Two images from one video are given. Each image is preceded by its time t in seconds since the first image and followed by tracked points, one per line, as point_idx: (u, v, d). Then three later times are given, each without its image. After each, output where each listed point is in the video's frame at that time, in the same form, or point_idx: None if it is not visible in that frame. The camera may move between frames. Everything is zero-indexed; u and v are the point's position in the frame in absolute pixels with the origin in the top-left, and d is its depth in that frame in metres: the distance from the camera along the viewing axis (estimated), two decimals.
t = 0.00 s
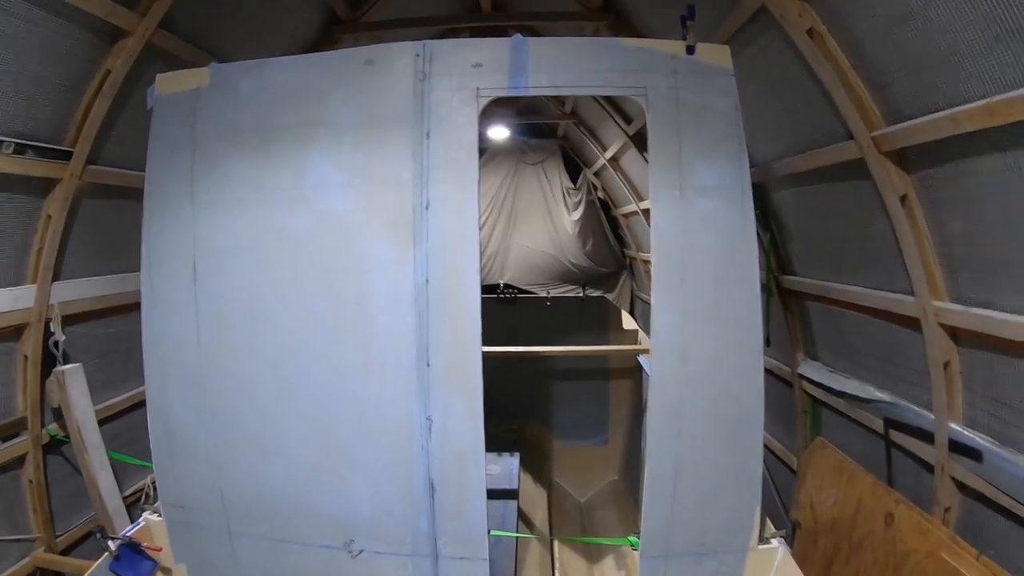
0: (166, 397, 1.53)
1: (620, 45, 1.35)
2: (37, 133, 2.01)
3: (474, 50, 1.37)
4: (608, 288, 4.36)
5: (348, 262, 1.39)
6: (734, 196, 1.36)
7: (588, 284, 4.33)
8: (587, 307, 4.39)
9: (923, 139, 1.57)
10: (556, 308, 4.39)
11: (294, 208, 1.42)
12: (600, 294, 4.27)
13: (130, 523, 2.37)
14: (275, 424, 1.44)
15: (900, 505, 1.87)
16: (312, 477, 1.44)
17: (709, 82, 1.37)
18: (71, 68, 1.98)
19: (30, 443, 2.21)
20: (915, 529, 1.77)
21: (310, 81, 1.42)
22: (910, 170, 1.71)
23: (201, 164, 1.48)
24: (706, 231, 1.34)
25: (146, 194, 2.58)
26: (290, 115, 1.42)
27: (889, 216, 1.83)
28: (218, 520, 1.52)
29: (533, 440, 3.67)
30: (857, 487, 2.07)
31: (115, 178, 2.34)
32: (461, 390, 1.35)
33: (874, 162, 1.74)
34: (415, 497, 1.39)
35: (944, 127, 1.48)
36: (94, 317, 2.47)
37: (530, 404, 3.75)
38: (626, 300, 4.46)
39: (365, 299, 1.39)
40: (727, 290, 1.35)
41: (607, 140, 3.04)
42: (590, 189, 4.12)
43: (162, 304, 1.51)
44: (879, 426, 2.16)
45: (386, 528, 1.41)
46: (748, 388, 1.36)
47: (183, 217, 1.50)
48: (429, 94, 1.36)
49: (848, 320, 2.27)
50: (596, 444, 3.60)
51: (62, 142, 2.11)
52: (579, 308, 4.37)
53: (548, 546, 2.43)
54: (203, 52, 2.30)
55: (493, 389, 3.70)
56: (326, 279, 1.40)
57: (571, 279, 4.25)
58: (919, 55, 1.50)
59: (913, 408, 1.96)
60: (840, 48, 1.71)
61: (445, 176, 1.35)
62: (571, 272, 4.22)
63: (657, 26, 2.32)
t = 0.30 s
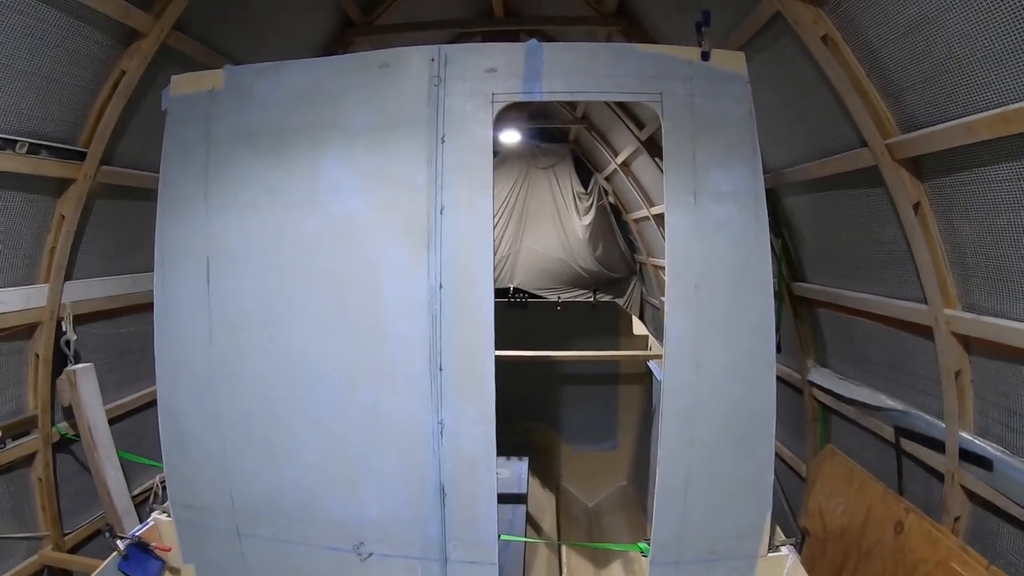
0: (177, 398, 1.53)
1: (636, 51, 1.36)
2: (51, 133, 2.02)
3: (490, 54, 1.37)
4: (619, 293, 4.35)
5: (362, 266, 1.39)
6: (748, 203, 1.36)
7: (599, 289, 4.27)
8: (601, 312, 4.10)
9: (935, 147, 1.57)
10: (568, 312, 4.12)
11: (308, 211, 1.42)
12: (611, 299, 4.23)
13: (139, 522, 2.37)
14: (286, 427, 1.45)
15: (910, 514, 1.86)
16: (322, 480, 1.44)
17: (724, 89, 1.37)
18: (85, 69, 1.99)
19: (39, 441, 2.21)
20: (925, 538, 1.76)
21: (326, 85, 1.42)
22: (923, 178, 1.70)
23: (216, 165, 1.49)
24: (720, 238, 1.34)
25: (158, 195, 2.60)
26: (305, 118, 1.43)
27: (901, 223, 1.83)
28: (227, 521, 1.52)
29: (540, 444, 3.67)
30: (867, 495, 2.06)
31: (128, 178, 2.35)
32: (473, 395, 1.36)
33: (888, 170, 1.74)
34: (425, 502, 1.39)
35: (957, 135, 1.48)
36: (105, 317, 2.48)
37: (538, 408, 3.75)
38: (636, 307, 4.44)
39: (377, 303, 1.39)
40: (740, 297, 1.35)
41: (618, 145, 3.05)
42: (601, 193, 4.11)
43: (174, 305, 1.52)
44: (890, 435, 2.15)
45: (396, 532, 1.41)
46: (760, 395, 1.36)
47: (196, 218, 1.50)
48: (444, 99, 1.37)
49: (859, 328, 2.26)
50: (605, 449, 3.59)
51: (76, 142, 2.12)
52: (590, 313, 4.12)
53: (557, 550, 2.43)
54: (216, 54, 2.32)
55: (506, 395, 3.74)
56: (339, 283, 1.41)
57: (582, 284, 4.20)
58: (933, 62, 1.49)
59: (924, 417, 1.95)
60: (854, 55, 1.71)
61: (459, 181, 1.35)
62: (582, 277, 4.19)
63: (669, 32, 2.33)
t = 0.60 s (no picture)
0: (183, 395, 1.54)
1: (643, 53, 1.36)
2: (60, 131, 2.03)
3: (498, 55, 1.38)
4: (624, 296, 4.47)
5: (369, 266, 1.40)
6: (754, 205, 1.36)
7: (604, 291, 4.40)
8: (606, 315, 3.96)
9: (940, 152, 1.57)
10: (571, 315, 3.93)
11: (316, 210, 1.43)
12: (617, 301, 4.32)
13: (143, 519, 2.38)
14: (291, 425, 1.45)
15: (914, 518, 1.85)
16: (327, 478, 1.44)
17: (731, 91, 1.37)
18: (94, 67, 2.00)
19: (45, 437, 2.23)
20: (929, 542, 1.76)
21: (334, 85, 1.43)
22: (929, 182, 1.70)
23: (225, 164, 1.50)
24: (727, 241, 1.35)
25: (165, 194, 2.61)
26: (313, 118, 1.44)
27: (907, 227, 1.82)
28: (232, 519, 1.52)
29: (543, 446, 3.67)
30: (871, 499, 2.05)
31: (136, 177, 2.37)
32: (478, 395, 1.36)
33: (894, 174, 1.74)
34: (430, 502, 1.39)
35: (963, 139, 1.48)
36: (111, 315, 2.49)
37: (542, 410, 3.76)
38: (641, 310, 4.55)
39: (384, 302, 1.39)
40: (745, 299, 1.35)
41: (624, 147, 3.06)
42: (607, 196, 4.17)
43: (182, 303, 1.53)
44: (894, 439, 2.15)
45: (400, 532, 1.41)
46: (765, 397, 1.36)
47: (204, 217, 1.51)
48: (452, 100, 1.37)
49: (864, 331, 2.26)
50: (609, 452, 3.58)
51: (84, 140, 2.13)
52: (594, 316, 3.96)
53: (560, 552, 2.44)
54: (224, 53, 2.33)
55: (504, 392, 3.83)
56: (345, 282, 1.41)
57: (585, 286, 4.30)
58: (939, 66, 1.49)
59: (929, 421, 1.94)
60: (861, 59, 1.71)
61: (465, 181, 1.36)
62: (586, 278, 4.26)
63: (676, 34, 2.33)
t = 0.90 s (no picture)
0: (185, 394, 1.54)
1: (646, 56, 1.37)
2: (63, 129, 2.04)
3: (502, 57, 1.38)
4: (625, 297, 4.45)
5: (372, 266, 1.40)
6: (755, 208, 1.37)
7: (605, 292, 4.34)
8: (607, 317, 3.97)
9: (940, 155, 1.58)
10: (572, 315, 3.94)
11: (319, 210, 1.44)
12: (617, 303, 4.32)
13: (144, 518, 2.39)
14: (293, 424, 1.46)
15: (913, 520, 1.86)
16: (328, 477, 1.45)
17: (733, 94, 1.38)
18: (98, 66, 2.01)
19: (47, 435, 2.23)
20: (928, 543, 1.76)
21: (338, 85, 1.44)
22: (930, 185, 1.71)
23: (228, 163, 1.50)
24: (729, 243, 1.35)
25: (168, 193, 2.62)
26: (317, 118, 1.44)
27: (907, 229, 1.83)
28: (234, 517, 1.53)
29: (543, 447, 3.67)
30: (870, 501, 2.06)
31: (139, 176, 2.37)
32: (480, 396, 1.36)
33: (895, 177, 1.74)
34: (431, 501, 1.40)
35: (963, 142, 1.49)
36: (113, 313, 2.50)
37: (543, 411, 3.77)
38: (642, 310, 4.55)
39: (387, 302, 1.40)
40: (746, 301, 1.36)
41: (626, 149, 3.06)
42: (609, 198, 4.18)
43: (185, 302, 1.53)
44: (894, 441, 2.16)
45: (402, 531, 1.42)
46: (765, 398, 1.37)
47: (207, 216, 1.52)
48: (455, 101, 1.38)
49: (864, 334, 2.27)
50: (609, 452, 3.61)
51: (89, 138, 2.14)
52: (596, 317, 3.96)
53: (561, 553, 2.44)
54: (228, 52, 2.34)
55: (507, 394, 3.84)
56: (348, 282, 1.42)
57: (587, 287, 4.27)
58: (940, 69, 1.50)
59: (928, 423, 1.95)
60: (863, 63, 1.72)
61: (468, 182, 1.36)
62: (587, 280, 4.24)
63: (679, 37, 2.34)
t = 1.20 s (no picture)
0: (184, 396, 1.54)
1: (643, 59, 1.38)
2: (63, 132, 2.04)
3: (499, 60, 1.39)
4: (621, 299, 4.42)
5: (369, 269, 1.41)
6: (750, 209, 1.38)
7: (602, 294, 4.40)
8: (604, 319, 3.99)
9: (936, 156, 1.59)
10: (570, 317, 3.93)
11: (317, 213, 1.44)
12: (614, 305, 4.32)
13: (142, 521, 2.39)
14: (292, 426, 1.46)
15: (910, 520, 1.87)
16: (328, 479, 1.45)
17: (728, 97, 1.39)
18: (98, 70, 2.02)
19: (45, 437, 2.23)
20: (925, 543, 1.77)
21: (337, 89, 1.44)
22: (924, 187, 1.72)
23: (228, 167, 1.51)
24: (724, 245, 1.36)
25: (166, 196, 2.62)
26: (315, 121, 1.45)
27: (902, 230, 1.84)
28: (233, 519, 1.53)
29: (541, 448, 3.68)
30: (868, 502, 2.07)
31: (138, 178, 2.38)
32: (478, 397, 1.37)
33: (890, 178, 1.76)
34: (428, 502, 1.40)
35: (957, 144, 1.50)
36: (112, 316, 2.50)
37: (540, 413, 3.78)
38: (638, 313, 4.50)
39: (384, 304, 1.41)
40: (743, 302, 1.37)
41: (622, 152, 3.08)
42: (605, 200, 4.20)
43: (183, 305, 1.54)
44: (891, 442, 2.16)
45: (400, 532, 1.42)
46: (761, 399, 1.38)
47: (207, 219, 1.52)
48: (452, 104, 1.39)
49: (861, 335, 2.28)
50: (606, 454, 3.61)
51: (88, 141, 2.14)
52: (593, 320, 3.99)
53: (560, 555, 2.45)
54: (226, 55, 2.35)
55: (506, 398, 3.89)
56: (347, 285, 1.42)
57: (585, 290, 4.32)
58: (934, 71, 1.51)
59: (924, 423, 1.96)
60: (858, 65, 1.73)
61: (466, 185, 1.37)
62: (586, 282, 4.30)
63: (675, 39, 2.36)
